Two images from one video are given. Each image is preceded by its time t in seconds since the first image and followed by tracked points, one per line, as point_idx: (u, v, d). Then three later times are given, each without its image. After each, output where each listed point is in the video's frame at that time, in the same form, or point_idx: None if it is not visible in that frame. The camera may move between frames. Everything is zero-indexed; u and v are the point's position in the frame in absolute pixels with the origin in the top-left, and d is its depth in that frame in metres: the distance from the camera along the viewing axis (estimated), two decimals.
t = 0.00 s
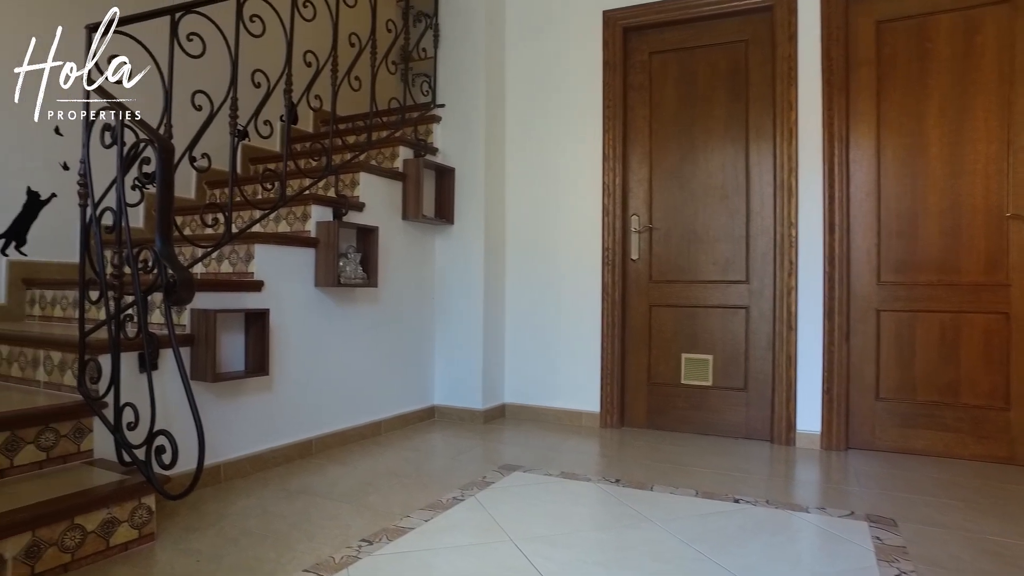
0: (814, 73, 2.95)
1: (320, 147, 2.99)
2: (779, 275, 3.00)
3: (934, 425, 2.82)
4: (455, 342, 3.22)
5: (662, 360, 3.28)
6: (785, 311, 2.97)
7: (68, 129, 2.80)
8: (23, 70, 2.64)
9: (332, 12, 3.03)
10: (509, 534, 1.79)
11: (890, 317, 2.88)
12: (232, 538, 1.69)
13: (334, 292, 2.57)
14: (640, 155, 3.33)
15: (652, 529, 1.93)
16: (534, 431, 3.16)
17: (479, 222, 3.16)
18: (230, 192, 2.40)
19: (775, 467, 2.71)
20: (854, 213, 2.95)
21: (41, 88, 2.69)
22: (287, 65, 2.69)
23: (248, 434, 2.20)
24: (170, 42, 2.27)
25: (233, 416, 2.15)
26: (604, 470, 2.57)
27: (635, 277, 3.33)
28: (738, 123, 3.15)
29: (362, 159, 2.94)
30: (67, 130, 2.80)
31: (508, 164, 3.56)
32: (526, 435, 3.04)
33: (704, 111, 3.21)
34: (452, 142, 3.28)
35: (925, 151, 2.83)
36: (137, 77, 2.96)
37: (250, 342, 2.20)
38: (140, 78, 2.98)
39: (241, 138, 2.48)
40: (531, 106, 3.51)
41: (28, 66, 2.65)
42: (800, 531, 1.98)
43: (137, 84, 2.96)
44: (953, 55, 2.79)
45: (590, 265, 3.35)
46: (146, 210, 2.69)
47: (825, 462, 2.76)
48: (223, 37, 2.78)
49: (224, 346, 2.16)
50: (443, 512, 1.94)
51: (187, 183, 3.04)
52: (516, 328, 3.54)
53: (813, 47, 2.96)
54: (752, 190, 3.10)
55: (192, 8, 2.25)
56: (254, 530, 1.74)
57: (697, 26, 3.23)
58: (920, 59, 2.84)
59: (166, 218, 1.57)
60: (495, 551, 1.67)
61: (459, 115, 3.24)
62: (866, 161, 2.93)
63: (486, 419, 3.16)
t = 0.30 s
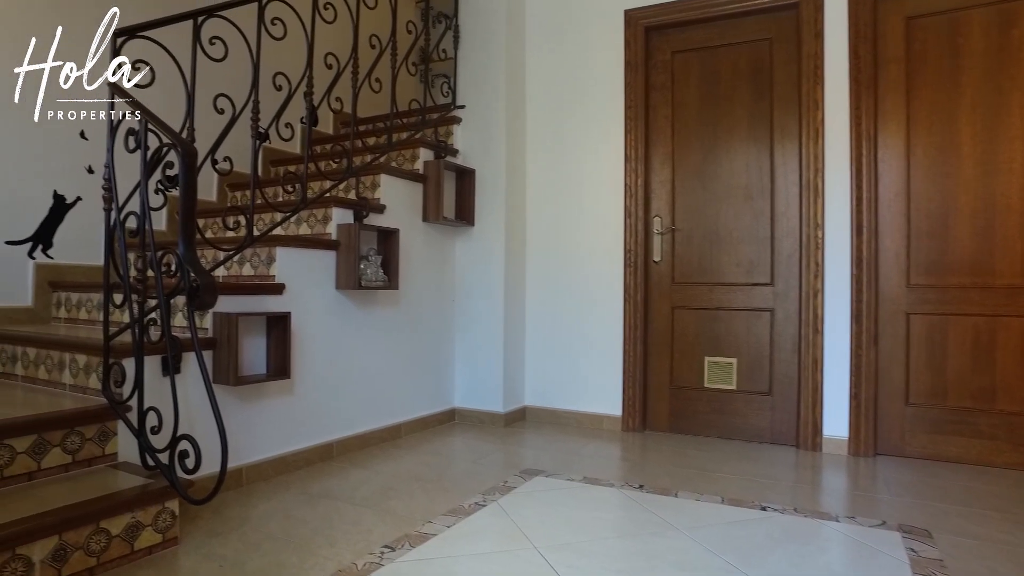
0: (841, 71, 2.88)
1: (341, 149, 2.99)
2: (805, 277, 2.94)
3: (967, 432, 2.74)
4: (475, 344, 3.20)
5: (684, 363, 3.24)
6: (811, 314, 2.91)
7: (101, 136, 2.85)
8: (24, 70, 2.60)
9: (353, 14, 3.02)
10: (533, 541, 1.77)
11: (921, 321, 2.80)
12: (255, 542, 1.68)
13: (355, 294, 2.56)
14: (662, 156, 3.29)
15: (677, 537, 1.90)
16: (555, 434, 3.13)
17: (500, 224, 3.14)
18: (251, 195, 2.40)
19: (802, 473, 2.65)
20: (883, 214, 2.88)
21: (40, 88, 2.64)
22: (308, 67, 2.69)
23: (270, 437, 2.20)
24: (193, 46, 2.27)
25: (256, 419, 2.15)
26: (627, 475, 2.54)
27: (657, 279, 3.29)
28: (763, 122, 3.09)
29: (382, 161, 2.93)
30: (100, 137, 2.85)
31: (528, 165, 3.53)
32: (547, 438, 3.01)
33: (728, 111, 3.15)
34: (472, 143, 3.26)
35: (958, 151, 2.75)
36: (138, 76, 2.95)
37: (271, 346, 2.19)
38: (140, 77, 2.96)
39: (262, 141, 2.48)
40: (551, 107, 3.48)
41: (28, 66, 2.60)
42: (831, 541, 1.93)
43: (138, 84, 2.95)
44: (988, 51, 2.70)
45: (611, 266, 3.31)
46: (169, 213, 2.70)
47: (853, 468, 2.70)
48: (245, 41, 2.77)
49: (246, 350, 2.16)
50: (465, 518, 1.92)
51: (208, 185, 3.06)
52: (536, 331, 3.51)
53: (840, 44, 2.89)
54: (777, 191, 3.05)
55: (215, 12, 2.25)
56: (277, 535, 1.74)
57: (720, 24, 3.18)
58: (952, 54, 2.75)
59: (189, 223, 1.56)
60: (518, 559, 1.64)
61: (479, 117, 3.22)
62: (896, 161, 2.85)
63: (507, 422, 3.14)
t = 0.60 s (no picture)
0: (871, 69, 2.81)
1: (361, 151, 2.98)
2: (834, 279, 2.87)
3: (1004, 440, 2.64)
4: (496, 347, 3.18)
5: (709, 367, 3.18)
6: (839, 317, 2.84)
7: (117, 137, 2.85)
8: (24, 70, 2.56)
9: (374, 15, 3.02)
10: (558, 550, 1.74)
11: (955, 325, 2.71)
12: (277, 548, 1.67)
13: (376, 297, 2.55)
14: (686, 156, 3.23)
15: (705, 547, 1.85)
16: (577, 438, 3.10)
17: (521, 226, 3.11)
18: (273, 197, 2.39)
19: (831, 481, 2.58)
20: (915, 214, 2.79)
21: (40, 88, 2.59)
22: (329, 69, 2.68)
23: (291, 442, 2.19)
24: (216, 49, 2.27)
25: (277, 424, 2.14)
26: (651, 482, 2.49)
27: (681, 281, 3.24)
28: (789, 122, 3.02)
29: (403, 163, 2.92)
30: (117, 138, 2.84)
31: (549, 166, 3.50)
32: (569, 443, 2.98)
33: (753, 110, 3.09)
34: (493, 144, 3.24)
35: (995, 149, 2.65)
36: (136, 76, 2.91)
37: (293, 349, 2.18)
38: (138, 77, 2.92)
39: (283, 143, 2.48)
40: (573, 108, 3.44)
41: (28, 66, 2.55)
42: (866, 553, 1.87)
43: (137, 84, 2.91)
44: None
45: (633, 269, 3.26)
46: (191, 216, 2.71)
47: (884, 476, 2.62)
48: (266, 43, 2.76)
49: (267, 353, 2.15)
50: (488, 525, 1.89)
51: (230, 188, 3.07)
52: (557, 333, 3.48)
53: (870, 42, 2.82)
54: (804, 192, 2.98)
55: (236, 15, 2.24)
56: (299, 541, 1.72)
57: (746, 22, 3.12)
58: (989, 49, 2.66)
59: (212, 227, 1.55)
60: (543, 569, 1.61)
61: (500, 118, 3.20)
62: (928, 161, 2.76)
63: (528, 426, 3.11)
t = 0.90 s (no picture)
0: (902, 66, 2.73)
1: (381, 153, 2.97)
2: (862, 282, 2.80)
3: None
4: (517, 349, 3.15)
5: (733, 371, 3.12)
6: (868, 321, 2.77)
7: (122, 138, 2.80)
8: (25, 70, 2.52)
9: (393, 17, 3.00)
10: (581, 559, 1.70)
11: (990, 330, 2.61)
12: (298, 555, 1.65)
13: (396, 301, 2.53)
14: (710, 157, 3.18)
15: (732, 558, 1.80)
16: (599, 443, 3.06)
17: (542, 227, 3.08)
18: (293, 200, 2.38)
19: (860, 489, 2.51)
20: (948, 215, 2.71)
21: (40, 88, 2.55)
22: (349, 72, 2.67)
23: (312, 446, 2.18)
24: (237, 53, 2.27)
25: (298, 428, 2.13)
26: (674, 488, 2.44)
27: (704, 284, 3.18)
28: (816, 121, 2.95)
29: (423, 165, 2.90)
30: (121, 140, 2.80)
31: (570, 167, 3.46)
32: (591, 447, 2.94)
33: (779, 110, 3.03)
34: (513, 146, 3.21)
35: None
36: (138, 76, 2.84)
37: (313, 353, 2.17)
38: (140, 78, 2.85)
39: (304, 146, 2.47)
40: (594, 108, 3.40)
41: (28, 66, 2.52)
42: (899, 566, 1.81)
43: (138, 84, 2.84)
44: None
45: (655, 271, 3.22)
46: (212, 219, 2.72)
47: (915, 484, 2.54)
48: (287, 46, 2.75)
49: (288, 357, 2.14)
50: (510, 533, 1.86)
51: (250, 191, 3.08)
52: (578, 336, 3.44)
53: (900, 38, 2.74)
54: (831, 193, 2.91)
55: (258, 18, 2.23)
56: (320, 547, 1.71)
57: (771, 19, 3.05)
58: None
59: (233, 232, 1.54)
60: None
61: (521, 119, 3.17)
62: (962, 160, 2.66)
63: (549, 430, 3.08)
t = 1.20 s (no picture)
0: (933, 64, 2.65)
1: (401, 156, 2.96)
2: (890, 285, 2.72)
3: None
4: (537, 353, 3.12)
5: (757, 376, 3.06)
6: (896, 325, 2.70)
7: (124, 139, 2.75)
8: (25, 70, 2.48)
9: (413, 19, 2.99)
10: (604, 569, 1.67)
11: None
12: (318, 562, 1.64)
13: (416, 304, 2.52)
14: (733, 158, 3.12)
15: (759, 570, 1.76)
16: (620, 448, 3.02)
17: (562, 230, 3.05)
18: (313, 204, 2.37)
19: (890, 497, 2.44)
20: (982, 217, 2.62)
21: (41, 88, 2.51)
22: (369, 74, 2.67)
23: (331, 451, 2.17)
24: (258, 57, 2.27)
25: (317, 433, 2.12)
26: (697, 496, 2.40)
27: (727, 287, 3.13)
28: (843, 121, 2.88)
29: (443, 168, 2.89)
30: (120, 141, 2.74)
31: (590, 169, 3.43)
32: (612, 452, 2.90)
33: (804, 110, 2.96)
34: (533, 148, 3.18)
35: None
36: (138, 76, 2.79)
37: (333, 358, 2.16)
38: (140, 78, 2.80)
39: (324, 150, 2.47)
40: (614, 109, 3.36)
41: (28, 66, 2.48)
42: None
43: (138, 84, 2.79)
44: None
45: (678, 274, 3.17)
46: (233, 223, 2.73)
47: (948, 494, 2.47)
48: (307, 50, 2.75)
49: (308, 362, 2.13)
50: (532, 541, 1.84)
51: (270, 194, 3.09)
52: (599, 339, 3.40)
53: (931, 35, 2.66)
54: (859, 194, 2.84)
55: (278, 23, 2.23)
56: (339, 555, 1.69)
57: (797, 17, 2.99)
58: None
59: (253, 237, 1.53)
60: None
61: (541, 120, 3.14)
62: (998, 159, 2.57)
63: (569, 434, 3.05)
